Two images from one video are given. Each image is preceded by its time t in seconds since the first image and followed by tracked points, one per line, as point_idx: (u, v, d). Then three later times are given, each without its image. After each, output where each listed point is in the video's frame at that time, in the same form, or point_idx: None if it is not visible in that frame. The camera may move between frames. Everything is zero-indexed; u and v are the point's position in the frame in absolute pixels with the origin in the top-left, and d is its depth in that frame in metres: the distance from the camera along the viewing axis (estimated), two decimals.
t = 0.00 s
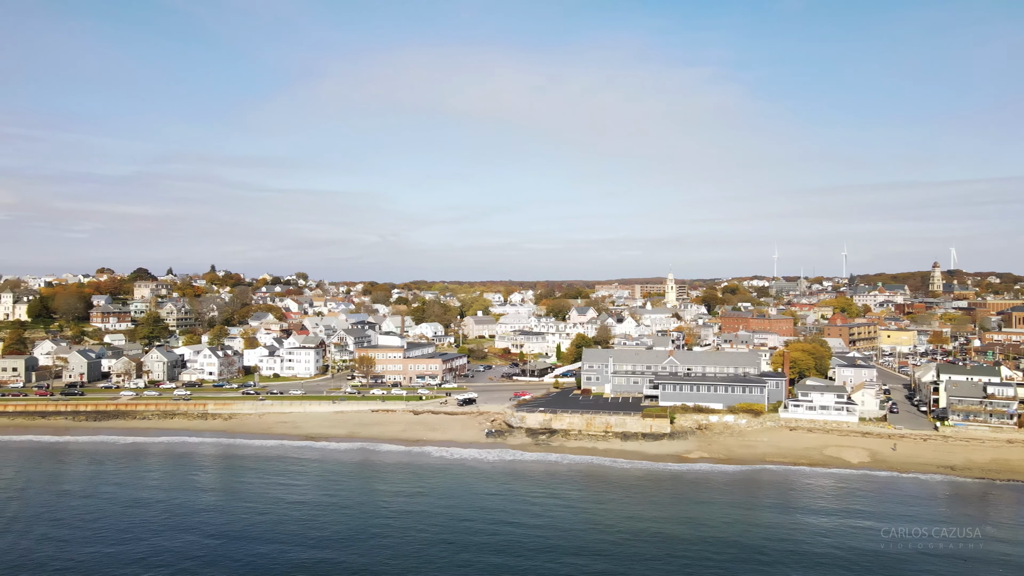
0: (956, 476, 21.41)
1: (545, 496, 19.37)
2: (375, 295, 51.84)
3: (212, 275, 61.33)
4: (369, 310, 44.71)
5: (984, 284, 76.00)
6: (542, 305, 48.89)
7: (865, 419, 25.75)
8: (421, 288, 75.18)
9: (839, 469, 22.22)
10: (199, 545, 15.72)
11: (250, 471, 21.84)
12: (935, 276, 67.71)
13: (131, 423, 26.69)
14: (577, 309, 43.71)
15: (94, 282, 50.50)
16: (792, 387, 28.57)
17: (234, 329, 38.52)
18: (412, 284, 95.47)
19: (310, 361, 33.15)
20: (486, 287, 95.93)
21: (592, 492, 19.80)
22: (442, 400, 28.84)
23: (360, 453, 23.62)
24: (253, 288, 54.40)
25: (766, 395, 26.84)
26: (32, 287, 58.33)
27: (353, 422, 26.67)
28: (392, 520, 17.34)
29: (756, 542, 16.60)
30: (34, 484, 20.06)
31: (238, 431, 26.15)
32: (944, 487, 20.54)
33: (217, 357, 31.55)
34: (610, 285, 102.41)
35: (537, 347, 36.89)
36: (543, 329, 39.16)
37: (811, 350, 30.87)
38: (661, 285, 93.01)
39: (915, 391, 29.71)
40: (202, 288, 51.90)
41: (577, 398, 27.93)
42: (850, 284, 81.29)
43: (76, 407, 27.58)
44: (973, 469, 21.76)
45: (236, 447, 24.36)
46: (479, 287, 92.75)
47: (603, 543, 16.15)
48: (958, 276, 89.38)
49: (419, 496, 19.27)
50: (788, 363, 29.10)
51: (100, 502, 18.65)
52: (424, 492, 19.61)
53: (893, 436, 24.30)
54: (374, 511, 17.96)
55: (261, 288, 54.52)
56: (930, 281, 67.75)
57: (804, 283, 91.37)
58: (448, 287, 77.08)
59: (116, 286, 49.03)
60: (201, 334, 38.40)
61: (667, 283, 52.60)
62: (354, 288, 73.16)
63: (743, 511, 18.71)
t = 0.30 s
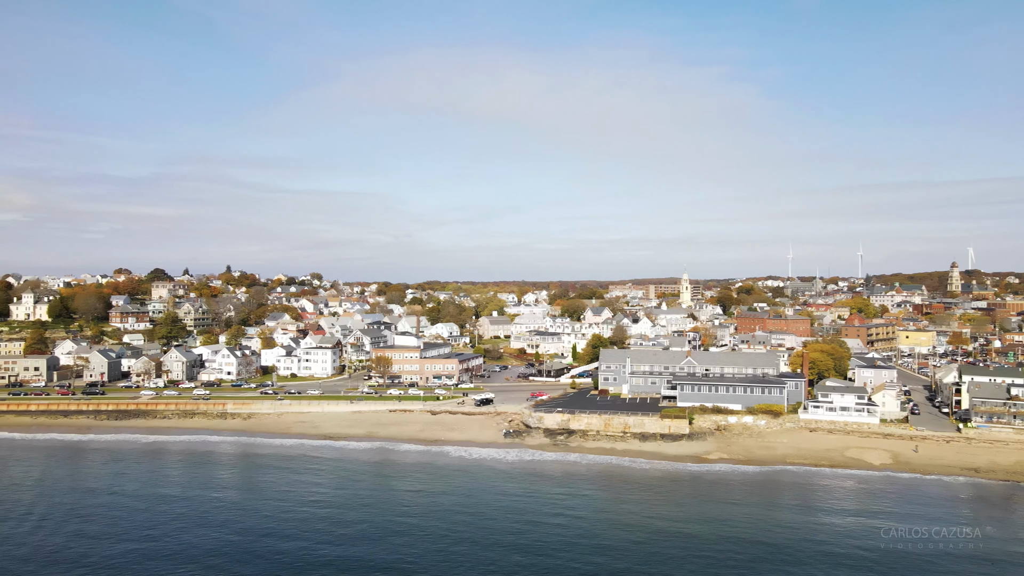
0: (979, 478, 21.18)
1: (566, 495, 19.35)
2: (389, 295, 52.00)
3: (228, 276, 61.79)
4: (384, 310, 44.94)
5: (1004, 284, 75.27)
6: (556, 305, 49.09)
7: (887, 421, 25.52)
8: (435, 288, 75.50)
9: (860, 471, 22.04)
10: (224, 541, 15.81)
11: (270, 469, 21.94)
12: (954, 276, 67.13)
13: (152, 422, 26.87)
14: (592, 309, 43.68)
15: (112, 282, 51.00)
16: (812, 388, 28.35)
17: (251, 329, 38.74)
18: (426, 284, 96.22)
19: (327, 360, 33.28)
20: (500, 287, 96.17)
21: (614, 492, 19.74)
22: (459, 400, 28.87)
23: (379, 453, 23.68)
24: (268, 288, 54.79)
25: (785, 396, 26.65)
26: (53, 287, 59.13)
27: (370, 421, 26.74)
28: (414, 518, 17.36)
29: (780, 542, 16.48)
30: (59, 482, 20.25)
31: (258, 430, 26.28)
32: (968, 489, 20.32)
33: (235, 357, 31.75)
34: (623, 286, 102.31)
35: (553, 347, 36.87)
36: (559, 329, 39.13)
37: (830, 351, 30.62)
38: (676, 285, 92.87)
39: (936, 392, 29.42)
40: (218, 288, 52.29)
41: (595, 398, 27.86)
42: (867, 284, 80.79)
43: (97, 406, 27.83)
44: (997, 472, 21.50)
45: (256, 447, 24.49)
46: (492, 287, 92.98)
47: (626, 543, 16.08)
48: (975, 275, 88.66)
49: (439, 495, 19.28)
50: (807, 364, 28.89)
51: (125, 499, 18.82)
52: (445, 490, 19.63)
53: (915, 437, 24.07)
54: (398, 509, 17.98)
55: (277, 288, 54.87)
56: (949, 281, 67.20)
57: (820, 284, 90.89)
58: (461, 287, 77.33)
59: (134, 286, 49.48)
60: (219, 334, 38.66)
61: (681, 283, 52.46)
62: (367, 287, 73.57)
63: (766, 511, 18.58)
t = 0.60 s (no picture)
0: (1003, 480, 20.92)
1: (587, 494, 19.31)
2: (404, 295, 52.15)
3: (245, 276, 62.16)
4: (399, 310, 45.10)
5: None
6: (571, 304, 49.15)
7: (908, 422, 25.27)
8: (449, 289, 75.66)
9: (882, 472, 21.84)
10: (248, 536, 15.94)
11: (289, 468, 22.07)
12: (973, 276, 66.41)
13: (171, 422, 27.07)
14: (607, 309, 43.60)
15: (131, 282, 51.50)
16: (832, 389, 28.13)
17: (268, 329, 38.96)
18: (440, 284, 96.34)
19: (344, 360, 33.40)
20: (513, 287, 96.22)
21: (634, 492, 19.67)
22: (476, 400, 28.89)
23: (398, 452, 23.74)
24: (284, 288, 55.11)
25: (805, 397, 26.47)
26: (73, 287, 59.79)
27: (388, 421, 26.82)
28: (436, 516, 17.40)
29: (803, 542, 16.36)
30: (84, 479, 20.48)
31: (277, 430, 26.42)
32: (991, 491, 20.08)
33: (253, 357, 31.96)
34: (637, 286, 102.02)
35: (569, 347, 36.80)
36: (574, 330, 39.09)
37: (850, 351, 30.36)
38: (690, 286, 92.43)
39: (958, 393, 29.10)
40: (235, 288, 52.68)
41: (613, 399, 27.79)
42: (884, 284, 80.07)
43: (119, 405, 28.11)
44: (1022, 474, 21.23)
45: (276, 445, 24.63)
46: (506, 288, 93.04)
47: (649, 542, 16.02)
48: (995, 276, 87.73)
49: (460, 493, 19.30)
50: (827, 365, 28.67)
51: (149, 496, 19.02)
52: (465, 490, 19.64)
53: (937, 439, 23.82)
54: (419, 508, 18.01)
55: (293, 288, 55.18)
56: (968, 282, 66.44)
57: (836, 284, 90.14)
58: (475, 287, 77.42)
59: (152, 286, 49.93)
60: (236, 334, 38.92)
61: (697, 283, 52.23)
62: (382, 288, 73.86)
63: (789, 512, 18.44)
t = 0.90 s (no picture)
0: None
1: (609, 494, 19.26)
2: (419, 296, 52.28)
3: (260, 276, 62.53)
4: (414, 310, 45.24)
5: None
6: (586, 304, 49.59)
7: (931, 424, 25.03)
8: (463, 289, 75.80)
9: (905, 474, 21.63)
10: (272, 533, 16.02)
11: (308, 466, 22.16)
12: (992, 276, 65.73)
13: (191, 421, 27.27)
14: (623, 309, 43.52)
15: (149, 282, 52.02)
16: (852, 390, 27.92)
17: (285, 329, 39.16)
18: (453, 284, 96.52)
19: (361, 360, 33.49)
20: (527, 288, 96.16)
21: (656, 492, 19.60)
22: (494, 400, 28.89)
23: (418, 452, 23.77)
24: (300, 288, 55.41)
25: (825, 398, 26.27)
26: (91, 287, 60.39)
27: (407, 421, 26.89)
28: (459, 514, 17.41)
29: (827, 542, 16.22)
30: (108, 476, 20.66)
31: (296, 429, 26.54)
32: (1017, 493, 19.85)
33: (271, 357, 32.15)
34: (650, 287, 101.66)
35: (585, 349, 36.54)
36: (590, 330, 39.05)
37: (871, 352, 30.12)
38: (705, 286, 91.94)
39: (981, 395, 28.79)
40: (251, 288, 53.09)
41: (631, 399, 27.72)
42: (902, 284, 79.36)
43: (140, 404, 28.36)
44: None
45: (296, 444, 24.76)
46: (519, 288, 93.01)
47: (673, 541, 15.95)
48: (1014, 276, 86.69)
49: (481, 492, 19.31)
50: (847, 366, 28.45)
51: (173, 492, 19.17)
52: (486, 488, 19.64)
53: (961, 441, 23.56)
54: (441, 506, 18.03)
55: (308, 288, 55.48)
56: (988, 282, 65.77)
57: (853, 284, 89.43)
58: (489, 287, 77.46)
59: (170, 286, 50.39)
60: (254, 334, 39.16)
61: (712, 283, 52.02)
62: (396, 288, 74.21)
63: (811, 512, 18.31)
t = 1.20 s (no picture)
0: None
1: (630, 493, 19.21)
2: (434, 296, 52.43)
3: (276, 276, 62.96)
4: (429, 310, 45.38)
5: None
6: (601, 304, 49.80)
7: (954, 426, 24.76)
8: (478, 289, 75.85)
9: (928, 476, 21.41)
10: (297, 529, 16.12)
11: (327, 465, 22.27)
12: (1013, 277, 65.01)
13: (211, 420, 27.48)
14: (639, 309, 43.46)
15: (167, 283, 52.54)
16: (873, 392, 27.69)
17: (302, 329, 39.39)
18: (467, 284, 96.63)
19: (378, 360, 33.58)
20: (541, 288, 96.16)
21: (678, 492, 19.53)
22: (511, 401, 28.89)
23: (437, 452, 23.82)
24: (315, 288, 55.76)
25: (846, 400, 26.05)
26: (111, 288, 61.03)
27: (426, 421, 26.96)
28: (482, 513, 17.42)
29: (850, 542, 16.10)
30: (131, 474, 20.84)
31: (315, 429, 26.67)
32: None
33: (290, 356, 32.35)
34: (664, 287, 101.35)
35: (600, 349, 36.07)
36: (606, 330, 39.02)
37: (891, 353, 29.85)
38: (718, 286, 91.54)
39: (1004, 396, 28.46)
40: (267, 288, 53.48)
41: (650, 400, 27.64)
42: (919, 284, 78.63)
43: (160, 403, 28.61)
44: None
45: (315, 443, 24.90)
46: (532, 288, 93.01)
47: (696, 540, 15.89)
48: None
49: (502, 491, 19.32)
50: (868, 367, 28.20)
51: (196, 490, 19.34)
52: (508, 488, 19.66)
53: (986, 443, 23.29)
54: (463, 505, 18.05)
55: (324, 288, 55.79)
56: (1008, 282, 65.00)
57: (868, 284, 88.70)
58: (503, 288, 77.53)
59: (188, 286, 50.81)
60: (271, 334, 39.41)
61: (728, 283, 51.83)
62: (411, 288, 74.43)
63: (833, 512, 18.17)
